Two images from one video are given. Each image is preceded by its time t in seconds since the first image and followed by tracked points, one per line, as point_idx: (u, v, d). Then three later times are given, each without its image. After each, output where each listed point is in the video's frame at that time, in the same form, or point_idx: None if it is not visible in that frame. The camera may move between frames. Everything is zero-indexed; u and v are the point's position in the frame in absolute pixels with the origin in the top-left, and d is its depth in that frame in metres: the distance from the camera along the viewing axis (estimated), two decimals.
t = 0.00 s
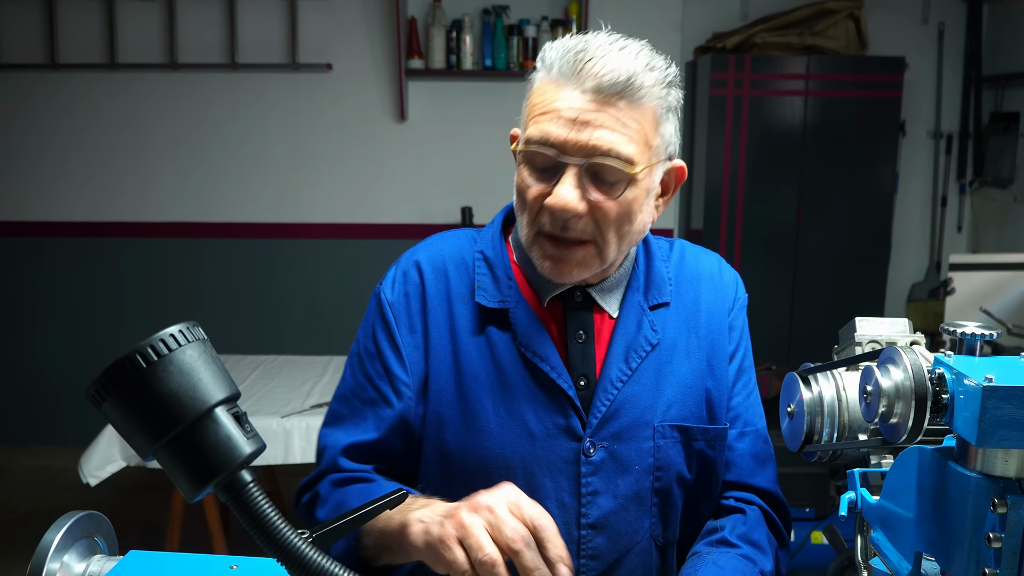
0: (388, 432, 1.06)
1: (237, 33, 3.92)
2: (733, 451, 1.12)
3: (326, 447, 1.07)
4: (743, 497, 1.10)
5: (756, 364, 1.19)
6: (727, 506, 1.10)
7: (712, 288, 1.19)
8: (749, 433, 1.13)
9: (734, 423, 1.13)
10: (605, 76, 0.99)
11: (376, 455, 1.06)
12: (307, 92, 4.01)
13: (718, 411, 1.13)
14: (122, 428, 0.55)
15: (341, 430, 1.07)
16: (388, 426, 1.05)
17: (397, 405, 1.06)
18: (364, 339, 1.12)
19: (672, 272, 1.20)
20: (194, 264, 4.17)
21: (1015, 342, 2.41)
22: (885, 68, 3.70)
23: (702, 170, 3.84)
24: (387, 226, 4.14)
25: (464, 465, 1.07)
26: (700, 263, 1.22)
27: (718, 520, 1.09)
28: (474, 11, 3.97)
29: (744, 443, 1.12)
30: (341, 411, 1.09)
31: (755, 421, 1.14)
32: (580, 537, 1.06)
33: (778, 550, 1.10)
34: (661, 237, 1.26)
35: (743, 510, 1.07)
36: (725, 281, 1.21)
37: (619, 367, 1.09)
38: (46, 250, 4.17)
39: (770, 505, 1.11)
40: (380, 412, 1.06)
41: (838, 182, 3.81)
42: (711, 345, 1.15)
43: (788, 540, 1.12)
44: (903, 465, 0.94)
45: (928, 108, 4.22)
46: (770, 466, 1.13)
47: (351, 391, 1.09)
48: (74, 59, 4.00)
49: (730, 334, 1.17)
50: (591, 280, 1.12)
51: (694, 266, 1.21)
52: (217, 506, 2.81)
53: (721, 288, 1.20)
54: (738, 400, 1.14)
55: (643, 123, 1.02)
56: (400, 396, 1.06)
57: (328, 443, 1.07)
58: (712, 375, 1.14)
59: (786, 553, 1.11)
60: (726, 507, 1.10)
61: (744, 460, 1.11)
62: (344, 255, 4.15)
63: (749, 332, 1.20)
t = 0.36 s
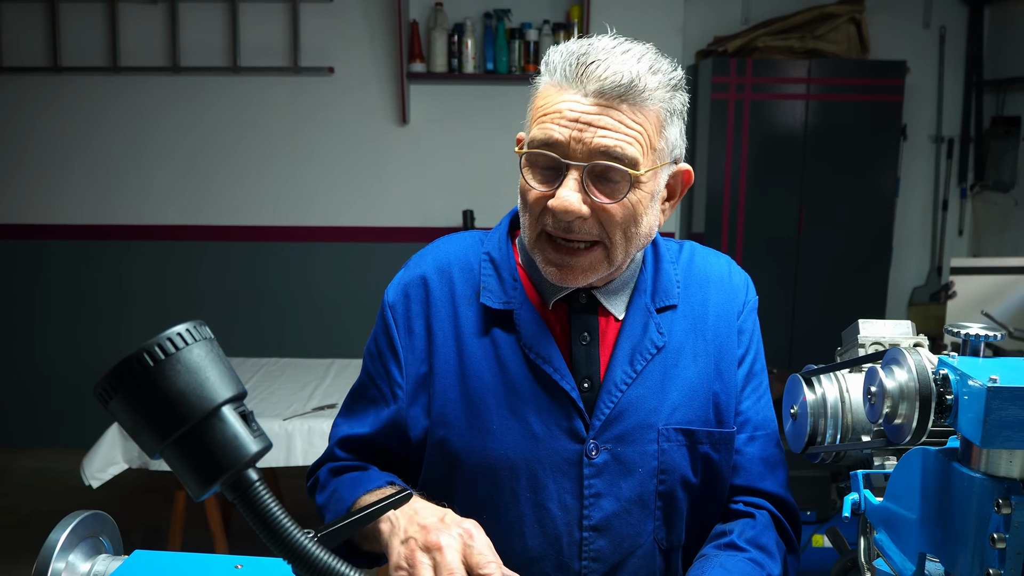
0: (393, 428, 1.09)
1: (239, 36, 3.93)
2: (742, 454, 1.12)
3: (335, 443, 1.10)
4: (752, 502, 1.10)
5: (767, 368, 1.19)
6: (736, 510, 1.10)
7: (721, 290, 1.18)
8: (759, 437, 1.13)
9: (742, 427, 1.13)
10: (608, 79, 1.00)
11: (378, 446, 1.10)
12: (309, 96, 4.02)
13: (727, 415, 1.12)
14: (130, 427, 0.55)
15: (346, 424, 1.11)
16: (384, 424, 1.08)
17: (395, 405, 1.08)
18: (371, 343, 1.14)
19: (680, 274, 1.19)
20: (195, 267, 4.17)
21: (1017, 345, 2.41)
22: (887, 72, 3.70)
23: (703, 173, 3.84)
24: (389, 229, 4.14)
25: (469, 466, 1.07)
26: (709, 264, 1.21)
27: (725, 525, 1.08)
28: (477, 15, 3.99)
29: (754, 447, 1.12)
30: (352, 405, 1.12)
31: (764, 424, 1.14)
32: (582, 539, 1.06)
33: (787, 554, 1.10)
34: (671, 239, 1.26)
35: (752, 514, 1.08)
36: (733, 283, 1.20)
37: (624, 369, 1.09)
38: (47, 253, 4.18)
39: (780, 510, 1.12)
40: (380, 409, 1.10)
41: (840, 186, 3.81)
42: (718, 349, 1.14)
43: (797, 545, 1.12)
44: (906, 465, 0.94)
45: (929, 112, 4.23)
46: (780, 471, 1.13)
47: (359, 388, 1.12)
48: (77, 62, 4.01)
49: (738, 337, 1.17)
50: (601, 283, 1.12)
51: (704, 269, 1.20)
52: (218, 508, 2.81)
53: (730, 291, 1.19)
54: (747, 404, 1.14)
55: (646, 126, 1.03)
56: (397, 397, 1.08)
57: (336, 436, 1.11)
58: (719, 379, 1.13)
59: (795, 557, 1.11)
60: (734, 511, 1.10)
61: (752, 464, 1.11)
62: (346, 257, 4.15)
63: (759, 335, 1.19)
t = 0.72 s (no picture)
0: (402, 436, 1.06)
1: (242, 36, 3.93)
2: (746, 453, 1.12)
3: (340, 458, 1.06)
4: (756, 500, 1.10)
5: (769, 366, 1.19)
6: (739, 508, 1.10)
7: (724, 289, 1.19)
8: (762, 436, 1.13)
9: (747, 426, 1.13)
10: (620, 76, 1.01)
11: (387, 462, 1.06)
12: (312, 95, 4.02)
13: (731, 414, 1.13)
14: (139, 425, 0.55)
15: (350, 440, 1.06)
16: (392, 432, 1.05)
17: (401, 409, 1.06)
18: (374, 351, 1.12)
19: (684, 273, 1.20)
20: (198, 266, 4.17)
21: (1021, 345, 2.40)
22: (891, 72, 3.70)
23: (707, 173, 3.83)
24: (392, 229, 4.14)
25: (477, 471, 1.06)
26: (712, 263, 1.22)
27: (730, 522, 1.09)
28: (480, 14, 3.98)
29: (757, 446, 1.12)
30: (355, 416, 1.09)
31: (767, 422, 1.14)
32: (592, 541, 1.06)
33: (790, 551, 1.09)
34: (674, 239, 1.27)
35: (755, 512, 1.08)
36: (737, 283, 1.21)
37: (632, 371, 1.09)
38: (51, 252, 4.19)
39: (785, 509, 1.12)
40: (382, 416, 1.06)
41: (843, 186, 3.80)
42: (723, 348, 1.15)
43: (800, 542, 1.12)
44: (913, 465, 0.94)
45: (934, 111, 4.21)
46: (784, 469, 1.13)
47: (362, 398, 1.09)
48: (80, 62, 4.02)
49: (742, 336, 1.17)
50: (604, 283, 1.12)
51: (707, 267, 1.21)
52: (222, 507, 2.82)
53: (734, 290, 1.20)
54: (751, 404, 1.14)
55: (656, 125, 1.04)
56: (404, 401, 1.07)
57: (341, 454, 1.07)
58: (724, 378, 1.14)
59: (798, 555, 1.11)
60: (739, 510, 1.10)
61: (756, 463, 1.12)
62: (349, 257, 4.15)
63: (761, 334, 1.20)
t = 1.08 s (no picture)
0: (394, 437, 1.06)
1: (246, 35, 3.94)
2: (737, 445, 1.12)
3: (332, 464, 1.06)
4: (749, 492, 1.10)
5: (757, 361, 1.20)
6: (733, 502, 1.10)
7: (711, 284, 1.21)
8: (753, 428, 1.14)
9: (737, 418, 1.14)
10: (612, 60, 1.04)
11: (382, 465, 1.07)
12: (315, 94, 4.02)
13: (722, 406, 1.13)
14: (145, 422, 0.55)
15: (341, 446, 1.07)
16: (384, 435, 1.05)
17: (392, 411, 1.06)
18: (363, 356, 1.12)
19: (671, 270, 1.21)
20: (202, 265, 4.18)
21: None
22: (895, 71, 3.69)
23: (710, 173, 3.84)
24: (395, 228, 4.15)
25: (471, 467, 1.06)
26: (699, 261, 1.24)
27: (723, 517, 1.09)
28: (483, 14, 3.98)
29: (749, 438, 1.13)
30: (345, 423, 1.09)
31: (757, 416, 1.15)
32: (589, 536, 1.06)
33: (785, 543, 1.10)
34: (658, 237, 1.28)
35: (749, 505, 1.07)
36: (723, 278, 1.22)
37: (623, 364, 1.10)
38: (55, 251, 4.20)
39: (777, 500, 1.12)
40: (373, 419, 1.06)
41: (847, 185, 3.80)
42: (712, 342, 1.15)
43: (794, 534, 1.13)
44: (917, 464, 0.94)
45: (937, 111, 4.21)
46: (776, 461, 1.13)
47: (352, 403, 1.09)
48: (84, 61, 4.03)
49: (730, 330, 1.18)
50: (586, 277, 1.14)
51: (693, 264, 1.23)
52: (225, 506, 2.82)
53: (719, 284, 1.21)
54: (741, 396, 1.15)
55: (647, 108, 1.07)
56: (394, 403, 1.07)
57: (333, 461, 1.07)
58: (714, 371, 1.14)
59: (792, 547, 1.12)
60: (733, 502, 1.10)
61: (748, 455, 1.12)
62: (352, 256, 4.16)
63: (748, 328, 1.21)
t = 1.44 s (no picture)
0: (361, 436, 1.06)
1: (246, 37, 3.95)
2: (703, 444, 1.13)
3: (301, 463, 1.05)
4: (718, 491, 1.10)
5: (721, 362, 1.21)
6: (702, 501, 1.10)
7: (675, 286, 1.21)
8: (720, 428, 1.14)
9: (703, 418, 1.14)
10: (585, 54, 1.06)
11: (358, 463, 1.04)
12: (314, 96, 4.03)
13: (687, 405, 1.14)
14: (141, 420, 0.56)
15: (313, 443, 1.05)
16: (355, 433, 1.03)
17: (366, 406, 1.05)
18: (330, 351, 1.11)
19: (637, 273, 1.21)
20: (200, 267, 4.18)
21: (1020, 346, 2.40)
22: (892, 73, 3.70)
23: (708, 175, 3.84)
24: (393, 230, 4.15)
25: (437, 466, 1.06)
26: (663, 265, 1.24)
27: (693, 517, 1.08)
28: (482, 16, 3.99)
29: (715, 438, 1.13)
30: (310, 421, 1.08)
31: (723, 415, 1.16)
32: (554, 533, 1.06)
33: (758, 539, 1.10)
34: (623, 240, 1.28)
35: (720, 504, 1.08)
36: (687, 280, 1.23)
37: (590, 362, 1.10)
38: (53, 252, 4.20)
39: (745, 499, 1.12)
40: (346, 414, 1.04)
41: (846, 187, 3.81)
42: (676, 342, 1.17)
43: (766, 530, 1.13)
44: (910, 463, 0.94)
45: (935, 113, 4.22)
46: (741, 459, 1.14)
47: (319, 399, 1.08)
48: (84, 63, 4.03)
49: (694, 331, 1.19)
50: (554, 273, 1.14)
51: (658, 267, 1.23)
52: (223, 506, 2.82)
53: (684, 285, 1.22)
54: (707, 397, 1.16)
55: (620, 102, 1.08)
56: (368, 397, 1.05)
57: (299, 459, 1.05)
58: (679, 371, 1.15)
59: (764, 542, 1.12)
60: (701, 502, 1.10)
61: (715, 454, 1.12)
62: (350, 258, 4.16)
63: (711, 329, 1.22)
